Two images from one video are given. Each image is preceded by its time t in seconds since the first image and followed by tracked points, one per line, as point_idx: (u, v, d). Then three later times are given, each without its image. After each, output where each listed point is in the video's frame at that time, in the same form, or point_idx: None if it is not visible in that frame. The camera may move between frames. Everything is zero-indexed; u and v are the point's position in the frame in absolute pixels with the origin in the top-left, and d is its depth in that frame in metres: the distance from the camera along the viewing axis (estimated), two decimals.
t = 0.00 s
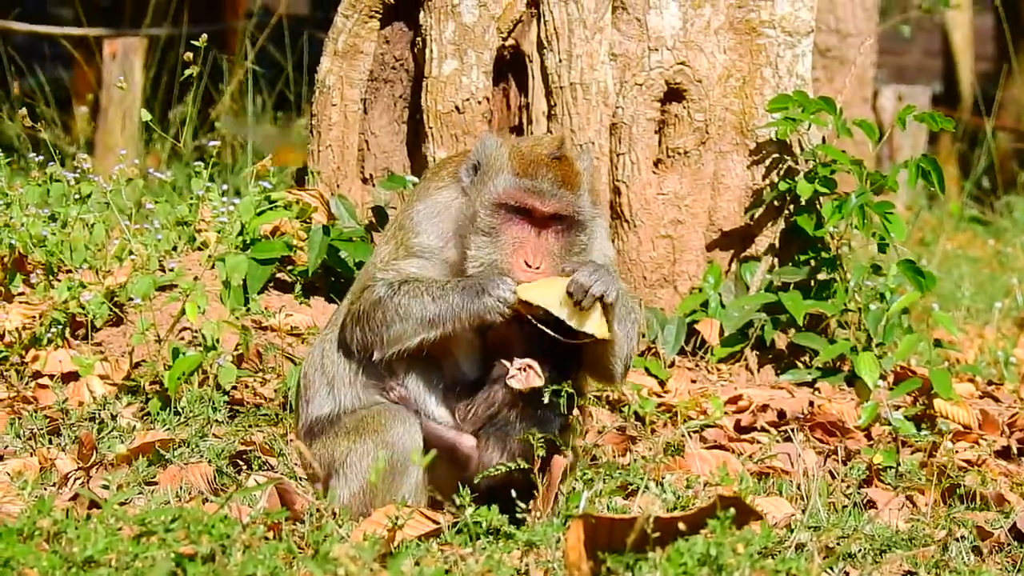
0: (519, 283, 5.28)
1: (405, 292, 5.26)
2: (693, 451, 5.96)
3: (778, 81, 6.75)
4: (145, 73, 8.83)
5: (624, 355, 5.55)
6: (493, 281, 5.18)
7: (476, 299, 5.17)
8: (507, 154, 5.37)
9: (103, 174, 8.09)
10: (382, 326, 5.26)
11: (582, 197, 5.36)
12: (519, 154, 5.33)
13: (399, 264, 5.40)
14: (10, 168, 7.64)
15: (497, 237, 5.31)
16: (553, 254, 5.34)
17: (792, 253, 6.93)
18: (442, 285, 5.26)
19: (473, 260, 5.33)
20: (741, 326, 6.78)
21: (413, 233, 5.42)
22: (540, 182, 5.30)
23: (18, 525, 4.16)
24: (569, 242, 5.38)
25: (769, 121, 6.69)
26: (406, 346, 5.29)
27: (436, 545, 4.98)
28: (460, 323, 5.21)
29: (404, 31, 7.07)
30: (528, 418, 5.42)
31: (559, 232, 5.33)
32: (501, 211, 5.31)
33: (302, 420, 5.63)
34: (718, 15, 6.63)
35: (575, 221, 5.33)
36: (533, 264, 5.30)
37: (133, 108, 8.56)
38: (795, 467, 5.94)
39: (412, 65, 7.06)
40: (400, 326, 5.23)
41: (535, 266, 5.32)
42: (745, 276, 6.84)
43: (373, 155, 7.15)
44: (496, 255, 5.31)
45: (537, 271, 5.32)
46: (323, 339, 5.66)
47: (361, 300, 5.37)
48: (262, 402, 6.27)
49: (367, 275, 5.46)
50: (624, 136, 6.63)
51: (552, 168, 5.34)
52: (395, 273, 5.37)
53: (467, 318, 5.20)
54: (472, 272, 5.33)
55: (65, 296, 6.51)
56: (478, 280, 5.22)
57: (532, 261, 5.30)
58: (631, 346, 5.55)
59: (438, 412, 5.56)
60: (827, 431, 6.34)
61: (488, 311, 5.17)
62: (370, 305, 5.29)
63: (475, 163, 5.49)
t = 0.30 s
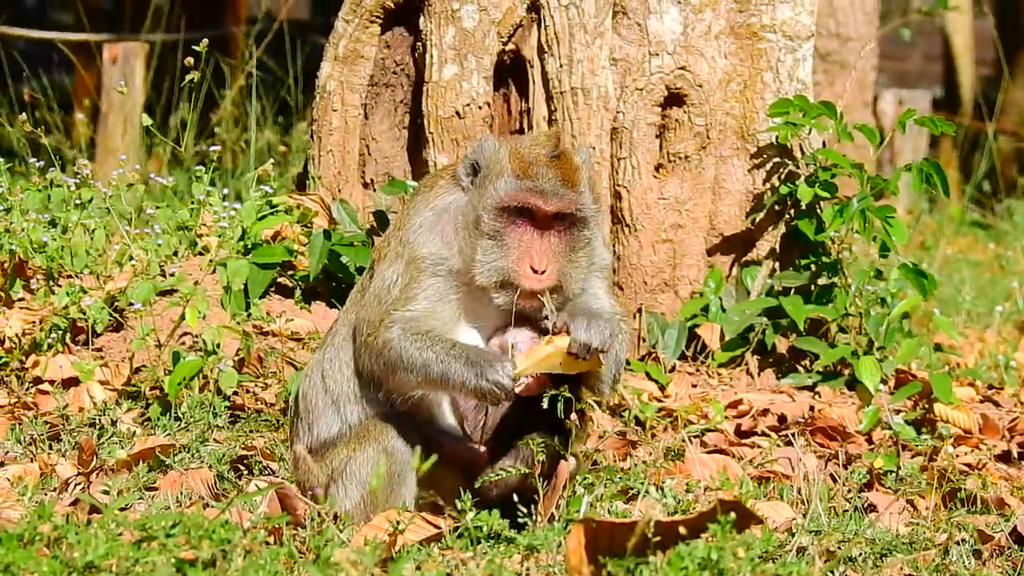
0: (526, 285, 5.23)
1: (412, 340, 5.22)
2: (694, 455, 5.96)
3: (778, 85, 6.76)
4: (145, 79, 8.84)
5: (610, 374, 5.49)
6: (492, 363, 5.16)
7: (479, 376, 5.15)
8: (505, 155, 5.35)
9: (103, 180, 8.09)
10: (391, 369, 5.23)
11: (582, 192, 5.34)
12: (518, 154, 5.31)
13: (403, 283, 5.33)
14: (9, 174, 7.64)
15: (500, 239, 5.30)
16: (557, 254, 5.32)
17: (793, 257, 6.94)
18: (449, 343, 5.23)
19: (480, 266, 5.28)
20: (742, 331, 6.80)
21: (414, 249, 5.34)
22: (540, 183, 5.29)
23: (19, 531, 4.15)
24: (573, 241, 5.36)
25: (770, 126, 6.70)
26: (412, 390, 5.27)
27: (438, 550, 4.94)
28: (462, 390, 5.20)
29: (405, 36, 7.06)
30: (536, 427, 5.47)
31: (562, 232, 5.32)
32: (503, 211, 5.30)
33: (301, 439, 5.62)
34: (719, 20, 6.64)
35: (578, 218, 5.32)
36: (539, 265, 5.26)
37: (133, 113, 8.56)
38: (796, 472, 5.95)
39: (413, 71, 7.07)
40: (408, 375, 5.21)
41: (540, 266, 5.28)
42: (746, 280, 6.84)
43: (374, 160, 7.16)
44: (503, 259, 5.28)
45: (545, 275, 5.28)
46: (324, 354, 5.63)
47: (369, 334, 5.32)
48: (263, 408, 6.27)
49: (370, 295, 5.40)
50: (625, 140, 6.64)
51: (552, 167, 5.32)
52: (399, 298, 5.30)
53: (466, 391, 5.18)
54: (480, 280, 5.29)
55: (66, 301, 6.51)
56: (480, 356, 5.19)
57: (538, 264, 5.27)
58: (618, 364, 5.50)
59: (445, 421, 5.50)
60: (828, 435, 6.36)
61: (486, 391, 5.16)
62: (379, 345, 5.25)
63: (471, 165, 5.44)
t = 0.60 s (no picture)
0: (519, 287, 5.25)
1: (416, 369, 5.19)
2: (693, 458, 5.96)
3: (777, 87, 6.76)
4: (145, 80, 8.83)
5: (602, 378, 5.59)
6: (492, 422, 5.10)
7: (478, 434, 5.11)
8: (503, 150, 5.30)
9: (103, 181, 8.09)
10: (395, 389, 5.23)
11: (578, 192, 5.30)
12: (515, 150, 5.25)
13: (405, 295, 5.28)
14: (9, 175, 7.64)
15: (494, 236, 5.28)
16: (549, 253, 5.33)
17: (792, 259, 6.94)
18: (451, 378, 5.19)
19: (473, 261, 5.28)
20: (741, 333, 6.80)
21: (412, 256, 5.29)
22: (537, 183, 5.23)
23: (18, 533, 4.15)
24: (565, 240, 5.35)
25: (769, 128, 6.69)
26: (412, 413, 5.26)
27: (437, 552, 4.94)
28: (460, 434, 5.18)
29: (404, 38, 7.05)
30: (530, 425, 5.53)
31: (556, 233, 5.30)
32: (498, 207, 5.26)
33: (292, 450, 5.64)
34: (718, 21, 6.65)
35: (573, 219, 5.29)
36: (532, 265, 5.27)
37: (133, 114, 8.56)
38: (795, 474, 5.95)
39: (412, 72, 7.05)
40: (411, 404, 5.21)
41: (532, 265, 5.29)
42: (745, 282, 6.84)
43: (373, 162, 7.14)
44: (495, 256, 5.28)
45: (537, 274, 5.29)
46: (313, 363, 5.62)
47: (375, 349, 5.31)
48: (263, 409, 6.26)
49: (370, 304, 5.36)
50: (624, 142, 6.63)
51: (550, 165, 5.26)
52: (402, 313, 5.27)
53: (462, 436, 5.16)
54: (473, 275, 5.29)
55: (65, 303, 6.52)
56: (480, 406, 5.14)
57: (530, 263, 5.27)
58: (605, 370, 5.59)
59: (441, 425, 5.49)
60: (827, 437, 6.35)
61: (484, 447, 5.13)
62: (384, 364, 5.25)
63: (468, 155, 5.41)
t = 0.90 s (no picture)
0: (511, 274, 5.28)
1: (422, 366, 5.20)
2: (694, 457, 5.95)
3: (778, 86, 6.75)
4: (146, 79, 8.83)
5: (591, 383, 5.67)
6: (503, 409, 5.12)
7: (488, 420, 5.12)
8: (493, 139, 5.34)
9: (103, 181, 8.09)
10: (402, 388, 5.24)
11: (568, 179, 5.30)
12: (505, 137, 5.29)
13: (404, 297, 5.30)
14: (9, 175, 7.64)
15: (485, 225, 5.30)
16: (541, 240, 5.35)
17: (793, 258, 6.94)
18: (460, 372, 5.20)
19: (467, 248, 5.32)
20: (742, 332, 6.80)
21: (404, 255, 5.32)
22: (527, 170, 5.24)
23: (20, 533, 4.14)
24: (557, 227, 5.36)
25: (769, 128, 6.69)
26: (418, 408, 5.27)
27: (438, 552, 4.94)
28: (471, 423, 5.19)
29: (404, 37, 7.07)
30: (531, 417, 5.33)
31: (548, 219, 5.31)
32: (489, 195, 5.29)
33: (288, 456, 5.62)
34: (719, 21, 6.64)
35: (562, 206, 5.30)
36: (523, 253, 5.28)
37: (134, 113, 8.56)
38: (796, 473, 5.95)
39: (413, 71, 7.07)
40: (423, 403, 5.21)
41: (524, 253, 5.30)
42: (746, 282, 6.85)
43: (374, 162, 7.15)
44: (489, 244, 5.30)
45: (529, 261, 5.30)
46: (306, 369, 5.61)
47: (379, 354, 5.32)
48: (264, 409, 6.27)
49: (368, 307, 5.36)
50: (624, 141, 6.64)
51: (540, 153, 5.28)
52: (402, 315, 5.28)
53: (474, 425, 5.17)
54: (467, 265, 5.32)
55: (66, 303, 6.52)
56: (493, 395, 5.15)
57: (522, 250, 5.28)
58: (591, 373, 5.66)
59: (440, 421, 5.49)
60: (828, 436, 6.35)
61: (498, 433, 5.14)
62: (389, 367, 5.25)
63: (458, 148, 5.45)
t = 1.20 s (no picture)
0: (525, 270, 5.25)
1: (416, 336, 5.17)
2: (698, 455, 5.94)
3: (782, 84, 6.76)
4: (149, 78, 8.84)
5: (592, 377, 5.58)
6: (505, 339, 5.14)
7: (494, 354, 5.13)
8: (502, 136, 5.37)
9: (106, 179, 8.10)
10: (393, 364, 5.18)
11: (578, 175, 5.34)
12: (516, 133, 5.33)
13: (400, 285, 5.27)
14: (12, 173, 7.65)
15: (498, 222, 5.31)
16: (552, 237, 5.35)
17: (797, 255, 6.94)
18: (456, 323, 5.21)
19: (481, 244, 5.31)
20: (745, 329, 6.80)
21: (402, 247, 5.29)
22: (539, 164, 5.27)
23: (23, 530, 4.12)
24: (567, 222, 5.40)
25: (772, 125, 6.69)
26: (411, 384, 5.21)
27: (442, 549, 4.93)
28: (475, 368, 5.19)
29: (409, 35, 7.07)
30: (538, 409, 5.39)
31: (560, 215, 5.34)
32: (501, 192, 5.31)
33: (290, 457, 5.56)
34: (723, 18, 6.65)
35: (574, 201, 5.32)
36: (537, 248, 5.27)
37: (137, 111, 8.56)
38: (800, 471, 5.95)
39: (417, 70, 7.08)
40: (417, 372, 5.16)
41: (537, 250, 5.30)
42: (749, 279, 6.84)
43: (377, 160, 7.15)
44: (503, 240, 5.30)
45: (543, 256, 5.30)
46: (306, 370, 5.57)
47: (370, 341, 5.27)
48: (267, 406, 6.27)
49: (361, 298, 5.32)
50: (627, 140, 6.63)
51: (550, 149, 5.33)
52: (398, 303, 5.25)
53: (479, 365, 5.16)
54: (479, 262, 5.31)
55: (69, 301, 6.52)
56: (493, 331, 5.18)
57: (538, 246, 5.27)
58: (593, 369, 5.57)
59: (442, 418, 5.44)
60: (831, 433, 6.36)
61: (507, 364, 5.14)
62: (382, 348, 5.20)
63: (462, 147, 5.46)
